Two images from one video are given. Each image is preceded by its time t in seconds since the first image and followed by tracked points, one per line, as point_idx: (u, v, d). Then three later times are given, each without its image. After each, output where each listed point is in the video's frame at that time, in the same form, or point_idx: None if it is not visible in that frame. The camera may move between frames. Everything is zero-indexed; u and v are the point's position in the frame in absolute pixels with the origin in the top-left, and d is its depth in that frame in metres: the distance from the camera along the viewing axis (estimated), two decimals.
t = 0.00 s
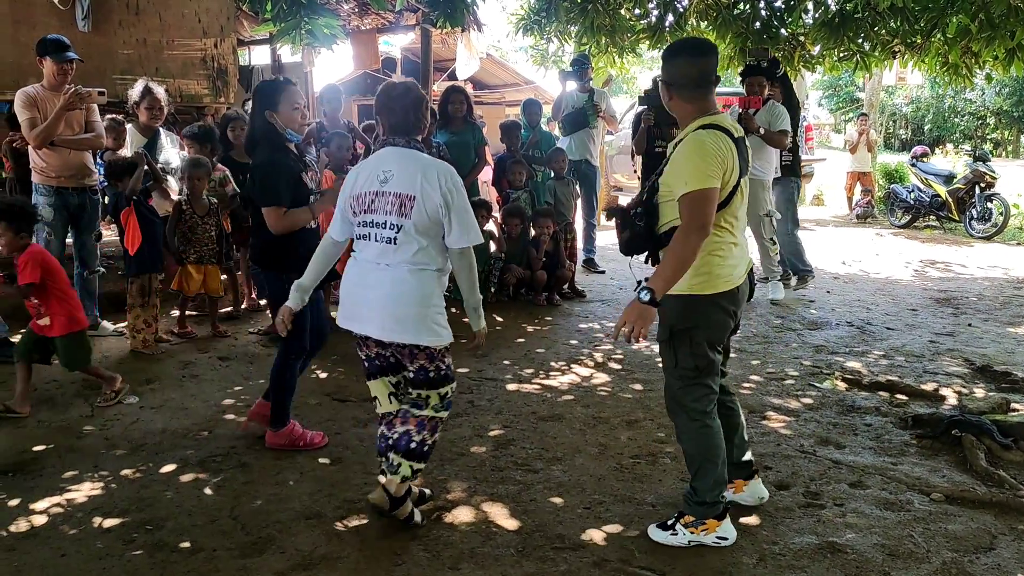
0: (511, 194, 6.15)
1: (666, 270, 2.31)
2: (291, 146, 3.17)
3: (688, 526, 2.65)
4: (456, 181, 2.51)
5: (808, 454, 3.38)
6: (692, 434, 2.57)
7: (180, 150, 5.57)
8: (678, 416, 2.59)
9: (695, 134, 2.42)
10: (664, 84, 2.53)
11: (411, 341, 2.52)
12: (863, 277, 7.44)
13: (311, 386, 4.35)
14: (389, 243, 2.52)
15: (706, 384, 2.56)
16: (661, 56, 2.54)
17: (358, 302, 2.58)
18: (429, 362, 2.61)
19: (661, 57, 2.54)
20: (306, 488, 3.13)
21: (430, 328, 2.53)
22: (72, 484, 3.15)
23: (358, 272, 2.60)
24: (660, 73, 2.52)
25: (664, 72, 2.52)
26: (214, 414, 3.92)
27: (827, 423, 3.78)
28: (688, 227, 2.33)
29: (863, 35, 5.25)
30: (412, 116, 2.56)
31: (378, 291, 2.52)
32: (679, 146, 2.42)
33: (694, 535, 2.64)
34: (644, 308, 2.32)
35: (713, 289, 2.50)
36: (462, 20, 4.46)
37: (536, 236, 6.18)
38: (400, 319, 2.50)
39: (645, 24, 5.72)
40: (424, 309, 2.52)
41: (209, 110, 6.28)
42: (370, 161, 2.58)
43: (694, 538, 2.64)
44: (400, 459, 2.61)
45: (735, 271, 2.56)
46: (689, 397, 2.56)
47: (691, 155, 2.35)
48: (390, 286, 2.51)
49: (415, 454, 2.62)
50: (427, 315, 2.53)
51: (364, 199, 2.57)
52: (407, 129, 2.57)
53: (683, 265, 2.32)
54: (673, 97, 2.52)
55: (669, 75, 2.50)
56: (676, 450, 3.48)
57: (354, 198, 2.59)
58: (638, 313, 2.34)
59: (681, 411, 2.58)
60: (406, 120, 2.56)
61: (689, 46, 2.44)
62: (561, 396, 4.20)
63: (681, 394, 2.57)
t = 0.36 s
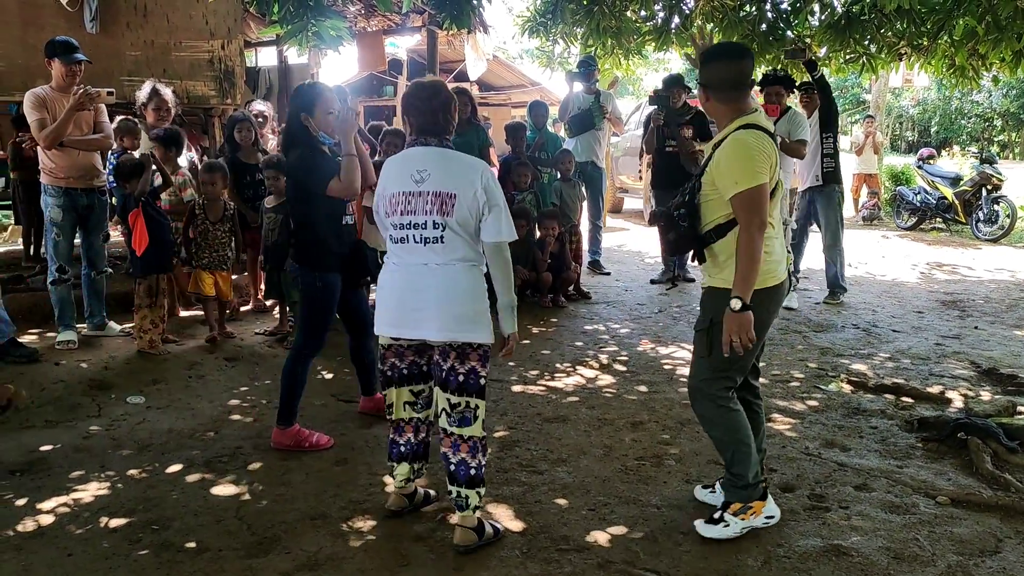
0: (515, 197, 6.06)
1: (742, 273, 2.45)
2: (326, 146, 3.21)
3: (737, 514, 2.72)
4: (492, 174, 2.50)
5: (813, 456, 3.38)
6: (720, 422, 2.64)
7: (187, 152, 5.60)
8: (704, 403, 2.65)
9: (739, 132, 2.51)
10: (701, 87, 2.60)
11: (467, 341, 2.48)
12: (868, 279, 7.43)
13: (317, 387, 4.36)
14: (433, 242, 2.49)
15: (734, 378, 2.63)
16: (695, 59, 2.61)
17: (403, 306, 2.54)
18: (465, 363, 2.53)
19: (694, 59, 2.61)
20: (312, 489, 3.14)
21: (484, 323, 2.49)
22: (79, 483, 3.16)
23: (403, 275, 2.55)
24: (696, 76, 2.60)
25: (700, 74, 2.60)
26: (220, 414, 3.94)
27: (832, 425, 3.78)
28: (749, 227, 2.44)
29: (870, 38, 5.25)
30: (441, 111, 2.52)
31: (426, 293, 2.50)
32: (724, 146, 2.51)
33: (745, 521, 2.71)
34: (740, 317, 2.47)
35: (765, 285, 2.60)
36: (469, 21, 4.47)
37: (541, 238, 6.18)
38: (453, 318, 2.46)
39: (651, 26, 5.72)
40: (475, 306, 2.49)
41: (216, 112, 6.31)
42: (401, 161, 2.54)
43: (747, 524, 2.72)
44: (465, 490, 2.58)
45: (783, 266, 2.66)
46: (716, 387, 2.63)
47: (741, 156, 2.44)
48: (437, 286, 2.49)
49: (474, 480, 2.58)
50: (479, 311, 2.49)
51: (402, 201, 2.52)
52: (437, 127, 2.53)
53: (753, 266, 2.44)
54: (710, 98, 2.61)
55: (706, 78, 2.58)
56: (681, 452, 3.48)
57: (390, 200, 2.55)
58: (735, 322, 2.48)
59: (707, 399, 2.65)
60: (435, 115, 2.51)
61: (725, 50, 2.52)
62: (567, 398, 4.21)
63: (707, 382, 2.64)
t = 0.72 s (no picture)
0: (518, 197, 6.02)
1: (753, 271, 2.49)
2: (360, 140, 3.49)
3: (829, 496, 2.82)
4: (521, 179, 2.45)
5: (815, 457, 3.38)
6: (799, 421, 2.73)
7: (191, 151, 5.61)
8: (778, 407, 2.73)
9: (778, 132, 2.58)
10: (743, 86, 2.69)
11: (479, 347, 2.42)
12: (871, 280, 7.43)
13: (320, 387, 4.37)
14: (456, 242, 2.42)
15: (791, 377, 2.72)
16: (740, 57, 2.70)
17: (425, 307, 2.45)
18: (484, 371, 2.48)
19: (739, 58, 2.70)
20: (315, 489, 3.14)
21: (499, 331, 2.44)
22: (83, 483, 3.17)
23: (421, 273, 2.48)
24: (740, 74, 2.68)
25: (743, 73, 2.68)
26: (223, 414, 3.95)
27: (835, 426, 3.78)
28: (773, 227, 2.50)
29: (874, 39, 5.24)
30: (469, 114, 2.45)
31: (450, 293, 2.42)
32: (763, 145, 2.57)
33: (837, 501, 2.82)
34: (737, 314, 2.53)
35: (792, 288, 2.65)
36: (472, 23, 4.48)
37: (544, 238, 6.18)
38: (471, 322, 2.40)
39: (655, 27, 5.72)
40: (493, 312, 2.43)
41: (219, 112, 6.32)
42: (427, 160, 2.47)
43: (839, 503, 2.82)
44: (476, 493, 2.55)
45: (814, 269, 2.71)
46: (786, 388, 2.71)
47: (777, 156, 2.51)
48: (461, 286, 2.41)
49: (486, 484, 2.55)
50: (496, 318, 2.43)
51: (426, 198, 2.45)
52: (463, 130, 2.47)
53: (765, 267, 2.49)
54: (751, 98, 2.69)
55: (748, 77, 2.67)
56: (685, 452, 3.49)
57: (412, 197, 2.48)
58: (731, 318, 2.55)
59: (779, 403, 2.72)
60: (464, 117, 2.45)
61: (770, 51, 2.61)
62: (570, 398, 4.21)
63: (777, 388, 2.71)
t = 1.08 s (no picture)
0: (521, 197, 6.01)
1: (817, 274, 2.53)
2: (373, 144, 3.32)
3: (840, 501, 2.82)
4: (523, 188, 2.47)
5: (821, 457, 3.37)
6: (836, 430, 2.75)
7: (195, 151, 5.62)
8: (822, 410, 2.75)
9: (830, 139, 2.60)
10: (792, 92, 2.71)
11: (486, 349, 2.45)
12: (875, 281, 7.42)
13: (324, 387, 4.37)
14: (463, 251, 2.41)
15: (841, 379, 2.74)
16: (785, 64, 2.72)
17: (427, 314, 2.43)
18: (489, 363, 2.56)
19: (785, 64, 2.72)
20: (319, 488, 3.15)
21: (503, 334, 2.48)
22: (87, 482, 3.18)
23: (423, 280, 2.46)
24: (787, 80, 2.70)
25: (790, 78, 2.70)
26: (227, 414, 3.95)
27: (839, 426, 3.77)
28: (838, 235, 2.51)
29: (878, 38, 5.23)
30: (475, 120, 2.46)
31: (455, 301, 2.41)
32: (818, 152, 2.59)
33: (847, 510, 2.81)
34: (807, 326, 2.55)
35: (846, 294, 2.66)
36: (475, 23, 4.48)
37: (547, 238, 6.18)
38: (479, 327, 2.42)
39: (658, 27, 5.72)
40: (497, 317, 2.46)
41: (223, 113, 6.33)
42: (433, 164, 2.46)
43: (848, 512, 2.82)
44: (494, 454, 2.67)
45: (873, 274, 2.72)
46: (832, 394, 2.73)
47: (831, 163, 2.52)
48: (466, 295, 2.41)
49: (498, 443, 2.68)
50: (500, 322, 2.47)
51: (433, 205, 2.43)
52: (469, 135, 2.48)
53: (832, 275, 2.52)
54: (803, 105, 2.70)
55: (797, 83, 2.69)
56: (688, 452, 3.49)
57: (418, 202, 2.46)
58: (800, 330, 2.57)
59: (824, 406, 2.75)
60: (469, 123, 2.46)
61: (818, 57, 2.63)
62: (573, 398, 4.21)
63: (822, 389, 2.74)
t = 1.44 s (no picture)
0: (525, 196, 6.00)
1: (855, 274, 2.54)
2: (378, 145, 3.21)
3: (846, 500, 2.81)
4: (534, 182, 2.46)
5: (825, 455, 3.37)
6: (852, 420, 2.75)
7: (200, 151, 5.64)
8: (840, 401, 2.77)
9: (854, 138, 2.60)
10: (824, 91, 2.68)
11: (508, 351, 2.43)
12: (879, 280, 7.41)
13: (328, 386, 4.38)
14: (477, 251, 2.42)
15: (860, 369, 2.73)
16: (809, 61, 2.69)
17: (446, 317, 2.44)
18: (507, 371, 2.49)
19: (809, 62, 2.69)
20: (324, 488, 3.15)
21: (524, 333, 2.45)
22: (92, 481, 3.19)
23: (439, 285, 2.46)
24: (815, 78, 2.67)
25: (818, 77, 2.68)
26: (231, 413, 3.96)
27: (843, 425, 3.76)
28: (864, 236, 2.52)
29: (882, 37, 5.21)
30: (483, 119, 2.45)
31: (473, 302, 2.41)
32: (837, 153, 2.61)
33: (852, 509, 2.81)
34: (865, 325, 2.54)
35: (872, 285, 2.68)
36: (479, 22, 4.48)
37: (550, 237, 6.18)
38: (498, 328, 2.41)
39: (662, 26, 5.72)
40: (517, 316, 2.44)
41: (227, 112, 6.34)
42: (441, 166, 2.45)
43: (853, 511, 2.81)
44: (492, 496, 2.53)
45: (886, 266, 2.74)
46: (851, 384, 2.73)
47: (866, 163, 2.52)
48: (483, 295, 2.41)
49: (502, 488, 2.53)
50: (520, 321, 2.45)
51: (443, 207, 2.43)
52: (477, 135, 2.47)
53: (870, 270, 2.52)
54: (830, 103, 2.70)
55: (827, 82, 2.66)
56: (692, 451, 3.48)
57: (429, 205, 2.46)
58: (861, 330, 2.55)
59: (843, 396, 2.76)
60: (476, 123, 2.45)
61: (840, 55, 2.62)
62: (577, 398, 4.21)
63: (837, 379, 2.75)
